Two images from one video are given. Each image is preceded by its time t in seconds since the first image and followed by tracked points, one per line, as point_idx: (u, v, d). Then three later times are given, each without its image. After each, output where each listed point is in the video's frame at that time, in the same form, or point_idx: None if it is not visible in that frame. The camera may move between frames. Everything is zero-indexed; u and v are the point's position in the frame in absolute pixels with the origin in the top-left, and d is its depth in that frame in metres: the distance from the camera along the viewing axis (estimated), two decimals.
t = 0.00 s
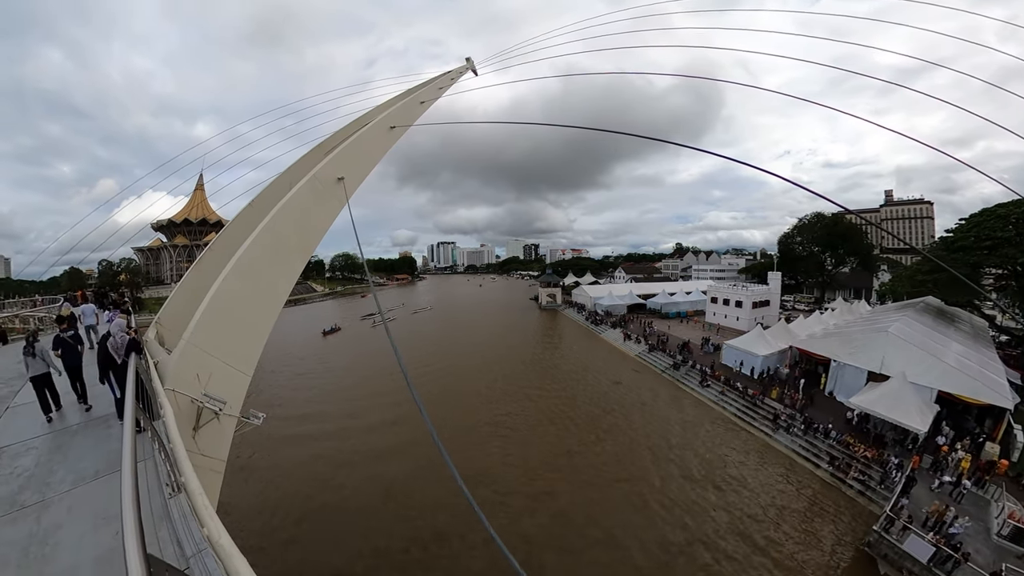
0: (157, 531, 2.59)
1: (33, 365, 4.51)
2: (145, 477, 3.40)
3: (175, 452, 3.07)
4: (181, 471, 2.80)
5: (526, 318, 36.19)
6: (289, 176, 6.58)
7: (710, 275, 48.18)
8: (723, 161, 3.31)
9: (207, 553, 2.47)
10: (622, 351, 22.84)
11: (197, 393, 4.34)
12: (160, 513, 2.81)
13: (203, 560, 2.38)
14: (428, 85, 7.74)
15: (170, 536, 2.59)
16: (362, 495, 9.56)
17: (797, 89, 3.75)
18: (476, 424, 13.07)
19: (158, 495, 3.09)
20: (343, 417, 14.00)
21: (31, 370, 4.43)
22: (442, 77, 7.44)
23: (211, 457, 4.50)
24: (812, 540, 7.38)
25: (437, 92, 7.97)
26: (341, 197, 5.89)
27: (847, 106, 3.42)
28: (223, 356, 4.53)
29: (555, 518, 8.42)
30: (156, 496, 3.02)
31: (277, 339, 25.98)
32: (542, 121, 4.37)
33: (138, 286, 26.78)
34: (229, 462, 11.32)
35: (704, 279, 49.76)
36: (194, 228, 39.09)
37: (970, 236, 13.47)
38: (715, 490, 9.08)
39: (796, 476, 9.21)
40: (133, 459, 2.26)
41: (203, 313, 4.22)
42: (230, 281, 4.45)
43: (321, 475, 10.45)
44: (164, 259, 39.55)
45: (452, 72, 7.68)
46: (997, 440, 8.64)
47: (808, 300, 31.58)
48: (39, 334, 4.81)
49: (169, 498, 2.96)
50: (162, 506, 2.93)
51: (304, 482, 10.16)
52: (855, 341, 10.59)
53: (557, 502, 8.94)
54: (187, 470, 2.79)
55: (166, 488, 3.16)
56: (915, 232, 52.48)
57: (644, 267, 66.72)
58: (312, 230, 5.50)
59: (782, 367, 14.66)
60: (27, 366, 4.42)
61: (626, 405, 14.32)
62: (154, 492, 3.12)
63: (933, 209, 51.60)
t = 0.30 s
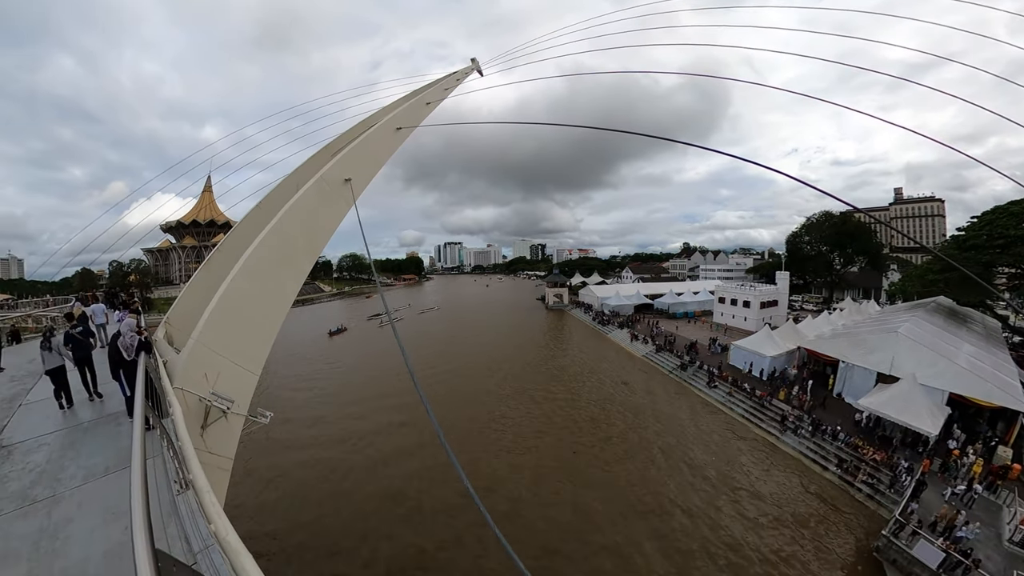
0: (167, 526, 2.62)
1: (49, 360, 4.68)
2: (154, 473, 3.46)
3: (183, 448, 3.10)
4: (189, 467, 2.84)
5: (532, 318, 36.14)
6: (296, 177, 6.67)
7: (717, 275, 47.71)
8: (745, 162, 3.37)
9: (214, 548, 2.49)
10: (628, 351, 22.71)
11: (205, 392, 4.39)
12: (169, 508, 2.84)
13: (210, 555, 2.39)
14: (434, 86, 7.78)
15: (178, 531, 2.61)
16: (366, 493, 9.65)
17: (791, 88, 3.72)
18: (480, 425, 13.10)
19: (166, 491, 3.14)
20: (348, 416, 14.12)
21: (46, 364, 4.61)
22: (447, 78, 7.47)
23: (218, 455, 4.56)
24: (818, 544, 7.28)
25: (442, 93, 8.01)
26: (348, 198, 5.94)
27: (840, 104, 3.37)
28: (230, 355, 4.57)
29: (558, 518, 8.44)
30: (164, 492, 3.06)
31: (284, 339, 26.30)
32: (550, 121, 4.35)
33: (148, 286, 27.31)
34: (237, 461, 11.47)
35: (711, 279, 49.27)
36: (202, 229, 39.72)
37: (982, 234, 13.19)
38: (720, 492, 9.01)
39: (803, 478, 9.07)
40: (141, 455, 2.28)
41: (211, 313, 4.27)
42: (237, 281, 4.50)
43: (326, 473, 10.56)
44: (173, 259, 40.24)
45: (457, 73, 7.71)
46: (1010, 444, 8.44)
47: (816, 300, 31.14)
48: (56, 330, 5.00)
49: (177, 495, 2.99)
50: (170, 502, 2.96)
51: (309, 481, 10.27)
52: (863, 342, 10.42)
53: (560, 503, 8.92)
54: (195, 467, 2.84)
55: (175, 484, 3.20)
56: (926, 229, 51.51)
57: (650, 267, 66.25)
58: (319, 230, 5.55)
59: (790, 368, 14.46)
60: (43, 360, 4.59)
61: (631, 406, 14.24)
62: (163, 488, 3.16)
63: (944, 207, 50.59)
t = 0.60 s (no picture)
0: (175, 522, 2.67)
1: (63, 356, 4.86)
2: (163, 470, 3.53)
3: (192, 446, 3.16)
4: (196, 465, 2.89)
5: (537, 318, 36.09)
6: (303, 179, 6.75)
7: (724, 275, 47.19)
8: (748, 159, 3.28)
9: (221, 545, 2.51)
10: (636, 352, 22.57)
11: (214, 391, 4.45)
12: (178, 505, 2.90)
13: (218, 552, 2.41)
14: (440, 87, 7.82)
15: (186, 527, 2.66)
16: (371, 492, 9.74)
17: (788, 86, 3.67)
18: (485, 425, 13.13)
19: (176, 488, 3.20)
20: (354, 416, 14.26)
21: (61, 361, 4.78)
22: (453, 79, 7.50)
23: (226, 453, 4.62)
24: (826, 549, 7.16)
25: (448, 94, 8.04)
26: (355, 199, 5.99)
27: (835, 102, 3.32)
28: (239, 354, 4.63)
29: (562, 518, 8.45)
30: (173, 489, 3.11)
31: (291, 339, 26.63)
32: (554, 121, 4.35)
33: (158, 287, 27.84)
34: (245, 459, 11.64)
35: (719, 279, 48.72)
36: (211, 230, 40.44)
37: (996, 232, 12.89)
38: (725, 494, 8.90)
39: (810, 481, 8.94)
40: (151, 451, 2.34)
41: (219, 313, 4.33)
42: (245, 283, 4.56)
43: (332, 472, 10.68)
44: (182, 260, 40.98)
45: (462, 74, 7.74)
46: None
47: (826, 300, 30.66)
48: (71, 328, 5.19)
49: (186, 492, 3.04)
50: (179, 499, 3.02)
51: (315, 479, 10.40)
52: (873, 343, 10.24)
53: (563, 504, 8.91)
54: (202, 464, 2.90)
55: (184, 481, 3.26)
56: (939, 227, 50.44)
57: (657, 267, 65.75)
58: (327, 232, 5.60)
59: (798, 369, 14.25)
60: (58, 356, 4.78)
61: (637, 407, 14.14)
62: (172, 485, 3.22)
63: (956, 205, 49.53)
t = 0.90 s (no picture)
0: (185, 518, 2.73)
1: (76, 352, 4.99)
2: (174, 467, 3.60)
3: (201, 443, 3.22)
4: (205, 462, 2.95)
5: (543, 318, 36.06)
6: (311, 181, 6.84)
7: (732, 275, 46.70)
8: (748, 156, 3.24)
9: (229, 542, 2.56)
10: (644, 352, 22.41)
11: (223, 390, 4.52)
12: (187, 502, 2.95)
13: (226, 549, 2.46)
14: (446, 88, 7.86)
15: (195, 524, 2.72)
16: (375, 491, 9.84)
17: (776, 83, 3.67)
18: (489, 425, 13.16)
19: (185, 485, 3.27)
20: (360, 415, 14.40)
21: (75, 356, 4.91)
22: (459, 80, 7.53)
23: (234, 451, 4.68)
24: (833, 554, 7.05)
25: (455, 95, 8.07)
26: (363, 200, 6.04)
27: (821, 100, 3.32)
28: (248, 354, 4.69)
29: (565, 519, 8.44)
30: (182, 486, 3.17)
31: (299, 339, 26.97)
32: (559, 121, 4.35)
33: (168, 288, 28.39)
34: (252, 457, 11.83)
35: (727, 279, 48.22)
36: (220, 231, 41.14)
37: (1010, 231, 12.58)
38: (730, 497, 8.81)
39: (819, 484, 8.80)
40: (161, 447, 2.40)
41: (228, 314, 4.39)
42: (254, 284, 4.63)
43: (337, 471, 10.80)
44: (192, 261, 41.72)
45: (469, 74, 7.76)
46: None
47: (834, 300, 30.22)
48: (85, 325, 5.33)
49: (196, 489, 3.10)
50: (188, 496, 3.08)
51: (321, 477, 10.54)
52: (884, 344, 10.05)
53: (566, 505, 8.91)
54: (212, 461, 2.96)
55: (193, 479, 3.32)
56: (952, 225, 49.40)
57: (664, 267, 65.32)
58: (335, 233, 5.66)
59: (807, 370, 14.04)
60: (72, 351, 4.90)
61: (644, 408, 14.04)
62: (182, 482, 3.29)
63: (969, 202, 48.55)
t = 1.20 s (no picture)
0: (195, 516, 2.79)
1: (91, 349, 5.12)
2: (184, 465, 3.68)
3: (210, 440, 3.29)
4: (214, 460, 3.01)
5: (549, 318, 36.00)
6: (320, 182, 6.93)
7: (740, 274, 46.18)
8: (745, 151, 3.23)
9: (238, 539, 2.63)
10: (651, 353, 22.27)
11: (232, 388, 4.59)
12: (196, 499, 3.01)
13: (234, 546, 2.53)
14: (453, 89, 7.90)
15: (204, 521, 2.77)
16: (380, 491, 9.93)
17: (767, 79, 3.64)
18: (494, 426, 13.19)
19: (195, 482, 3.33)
20: (367, 415, 14.54)
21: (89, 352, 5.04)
22: (466, 81, 7.57)
23: (243, 449, 4.75)
24: (839, 559, 6.95)
25: (461, 96, 8.11)
26: (371, 201, 6.09)
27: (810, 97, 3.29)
28: (256, 353, 4.76)
29: (568, 521, 8.42)
30: (192, 484, 3.23)
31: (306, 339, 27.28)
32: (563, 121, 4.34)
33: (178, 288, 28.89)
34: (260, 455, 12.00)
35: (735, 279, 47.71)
36: (228, 232, 41.77)
37: None
38: (736, 500, 8.72)
39: (827, 488, 8.65)
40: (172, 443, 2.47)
41: (236, 314, 4.46)
42: (263, 284, 4.70)
43: (343, 470, 10.92)
44: (201, 262, 42.38)
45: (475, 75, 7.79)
46: None
47: (844, 300, 29.74)
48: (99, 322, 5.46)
49: (205, 487, 3.16)
50: (197, 492, 3.14)
51: (327, 476, 10.66)
52: (895, 345, 9.85)
53: (569, 506, 8.89)
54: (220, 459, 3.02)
55: (202, 476, 3.39)
56: (966, 223, 48.30)
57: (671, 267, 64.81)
58: (343, 234, 5.72)
59: (817, 371, 13.81)
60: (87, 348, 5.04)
61: (650, 409, 13.94)
62: (191, 479, 3.36)
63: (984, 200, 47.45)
